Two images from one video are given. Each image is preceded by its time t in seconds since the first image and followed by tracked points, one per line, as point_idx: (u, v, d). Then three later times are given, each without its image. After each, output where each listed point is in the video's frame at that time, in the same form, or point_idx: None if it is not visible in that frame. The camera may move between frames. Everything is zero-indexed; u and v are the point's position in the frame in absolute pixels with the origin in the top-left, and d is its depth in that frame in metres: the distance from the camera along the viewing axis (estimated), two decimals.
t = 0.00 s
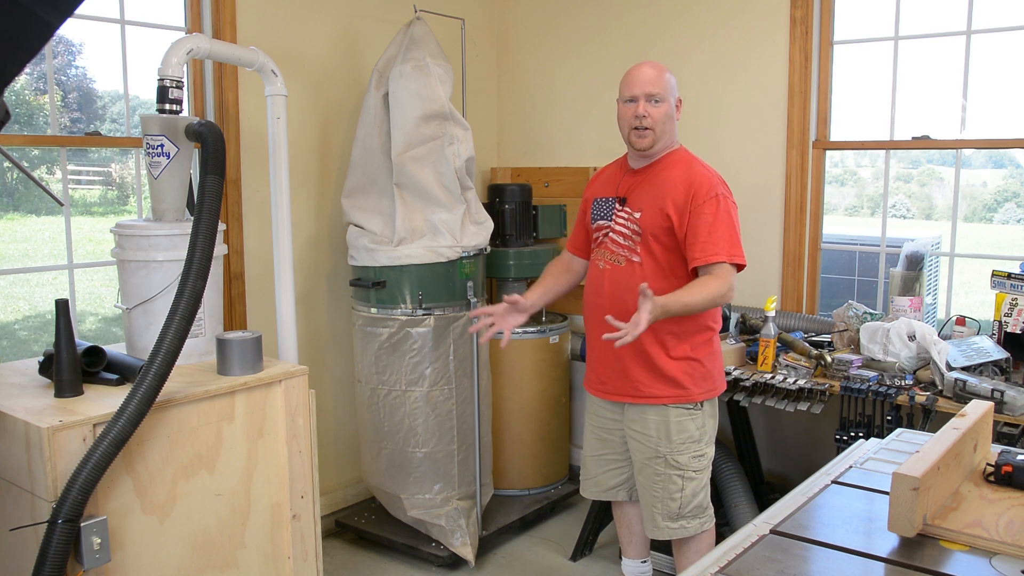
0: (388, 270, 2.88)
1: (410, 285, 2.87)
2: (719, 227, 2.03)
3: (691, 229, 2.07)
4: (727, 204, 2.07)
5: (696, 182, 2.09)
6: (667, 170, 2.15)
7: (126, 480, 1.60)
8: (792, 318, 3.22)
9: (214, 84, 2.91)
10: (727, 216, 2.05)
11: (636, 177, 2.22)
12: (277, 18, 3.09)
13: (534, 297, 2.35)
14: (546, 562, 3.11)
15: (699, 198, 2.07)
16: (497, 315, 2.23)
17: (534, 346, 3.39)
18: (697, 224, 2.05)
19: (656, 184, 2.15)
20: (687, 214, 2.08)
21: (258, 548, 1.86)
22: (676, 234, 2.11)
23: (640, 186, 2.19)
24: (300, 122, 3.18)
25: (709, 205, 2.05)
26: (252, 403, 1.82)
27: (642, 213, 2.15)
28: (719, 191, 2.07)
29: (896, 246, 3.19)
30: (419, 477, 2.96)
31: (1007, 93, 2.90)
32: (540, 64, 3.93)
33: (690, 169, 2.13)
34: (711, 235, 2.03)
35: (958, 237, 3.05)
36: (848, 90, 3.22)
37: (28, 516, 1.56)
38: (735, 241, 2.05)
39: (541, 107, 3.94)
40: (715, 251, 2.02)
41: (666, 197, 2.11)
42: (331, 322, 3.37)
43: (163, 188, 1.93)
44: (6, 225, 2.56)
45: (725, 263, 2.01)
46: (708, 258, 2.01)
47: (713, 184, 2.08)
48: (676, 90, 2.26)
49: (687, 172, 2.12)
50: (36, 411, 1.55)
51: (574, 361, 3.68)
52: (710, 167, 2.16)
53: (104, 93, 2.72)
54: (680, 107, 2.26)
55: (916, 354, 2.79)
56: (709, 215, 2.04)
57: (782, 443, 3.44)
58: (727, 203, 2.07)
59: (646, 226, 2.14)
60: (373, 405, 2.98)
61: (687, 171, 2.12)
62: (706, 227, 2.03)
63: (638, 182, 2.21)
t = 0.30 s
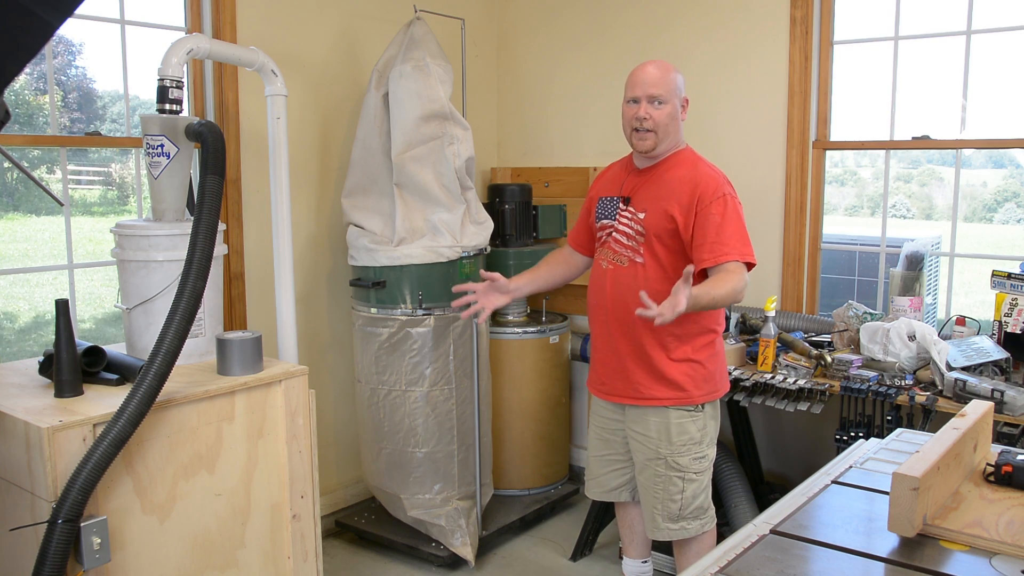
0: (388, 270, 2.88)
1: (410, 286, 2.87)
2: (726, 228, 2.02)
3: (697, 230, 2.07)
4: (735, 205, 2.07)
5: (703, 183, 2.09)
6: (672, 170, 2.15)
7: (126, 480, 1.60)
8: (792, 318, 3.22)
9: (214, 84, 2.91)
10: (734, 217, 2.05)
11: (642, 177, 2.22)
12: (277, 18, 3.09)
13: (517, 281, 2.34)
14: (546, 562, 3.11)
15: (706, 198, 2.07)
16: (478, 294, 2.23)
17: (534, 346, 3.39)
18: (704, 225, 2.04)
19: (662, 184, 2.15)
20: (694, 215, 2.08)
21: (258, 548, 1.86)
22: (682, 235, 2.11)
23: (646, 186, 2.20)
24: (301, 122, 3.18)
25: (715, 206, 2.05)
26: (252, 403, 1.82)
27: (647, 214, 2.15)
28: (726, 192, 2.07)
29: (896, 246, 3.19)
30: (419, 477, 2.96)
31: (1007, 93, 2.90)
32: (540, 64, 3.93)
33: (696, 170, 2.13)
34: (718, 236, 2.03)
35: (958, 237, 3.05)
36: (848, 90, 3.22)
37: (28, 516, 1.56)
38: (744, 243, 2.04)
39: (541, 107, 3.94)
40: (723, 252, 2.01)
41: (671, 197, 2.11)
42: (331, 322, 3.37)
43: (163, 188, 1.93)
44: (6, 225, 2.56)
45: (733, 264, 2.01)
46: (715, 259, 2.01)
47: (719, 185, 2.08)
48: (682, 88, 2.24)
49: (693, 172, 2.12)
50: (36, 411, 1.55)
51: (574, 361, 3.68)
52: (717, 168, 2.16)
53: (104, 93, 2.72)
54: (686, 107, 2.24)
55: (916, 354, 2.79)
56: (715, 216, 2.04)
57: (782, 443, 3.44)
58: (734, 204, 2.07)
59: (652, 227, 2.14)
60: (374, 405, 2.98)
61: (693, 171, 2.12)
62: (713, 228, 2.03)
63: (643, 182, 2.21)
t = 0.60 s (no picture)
0: (388, 270, 2.89)
1: (410, 285, 2.87)
2: (714, 235, 2.01)
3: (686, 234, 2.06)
4: (727, 210, 2.04)
5: (695, 186, 2.07)
6: (667, 172, 2.15)
7: (126, 480, 1.60)
8: (792, 318, 3.22)
9: (214, 84, 2.91)
10: (724, 222, 2.03)
11: (639, 179, 2.23)
12: (277, 19, 3.09)
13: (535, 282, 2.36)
14: (546, 562, 3.11)
15: (696, 203, 2.05)
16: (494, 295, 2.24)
17: (534, 346, 3.39)
18: (693, 229, 2.04)
19: (656, 187, 2.15)
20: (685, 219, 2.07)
21: (258, 548, 1.86)
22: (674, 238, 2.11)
23: (641, 188, 2.20)
24: (301, 122, 3.18)
25: (705, 210, 2.03)
26: (252, 403, 1.82)
27: (640, 217, 2.16)
28: (718, 195, 2.05)
29: (896, 246, 3.19)
30: (419, 477, 2.96)
31: (1007, 93, 2.90)
32: (540, 64, 3.93)
33: (690, 172, 2.11)
34: (706, 241, 2.01)
35: (958, 237, 3.05)
36: (848, 90, 3.22)
37: (28, 516, 1.56)
38: (733, 248, 2.02)
39: (541, 107, 3.94)
40: (710, 257, 2.00)
41: (664, 200, 2.11)
42: (331, 322, 3.37)
43: (163, 188, 1.93)
44: (6, 225, 2.56)
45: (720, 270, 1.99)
46: (701, 264, 2.00)
47: (712, 188, 2.06)
48: (676, 84, 2.20)
49: (687, 175, 2.10)
50: (36, 411, 1.55)
51: (574, 361, 3.68)
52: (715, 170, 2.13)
53: (104, 93, 2.72)
54: (680, 106, 2.22)
55: (916, 355, 2.79)
56: (704, 221, 2.03)
57: (782, 443, 3.44)
58: (726, 209, 2.04)
59: (644, 230, 2.15)
60: (373, 405, 2.98)
61: (687, 174, 2.11)
62: (701, 233, 2.02)
63: (640, 183, 2.21)
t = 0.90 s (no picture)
0: (388, 270, 2.89)
1: (410, 285, 2.87)
2: (671, 236, 2.01)
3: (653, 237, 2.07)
4: (692, 211, 2.02)
5: (665, 188, 2.07)
6: (645, 175, 2.16)
7: (126, 480, 1.60)
8: (792, 318, 3.22)
9: (214, 84, 2.91)
10: (685, 224, 2.01)
11: (628, 180, 2.25)
12: (277, 18, 3.09)
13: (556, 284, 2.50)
14: (546, 562, 3.11)
15: (662, 204, 2.06)
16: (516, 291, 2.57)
17: (534, 346, 3.39)
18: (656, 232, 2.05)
19: (636, 189, 2.17)
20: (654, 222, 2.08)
21: (258, 548, 1.86)
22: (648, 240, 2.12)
23: (627, 191, 2.22)
24: (301, 122, 3.18)
25: (667, 213, 2.03)
26: (252, 403, 1.82)
27: (621, 218, 2.19)
28: (684, 197, 2.03)
29: (896, 246, 3.19)
30: (419, 477, 2.96)
31: (1007, 93, 2.90)
32: (539, 64, 3.93)
33: (665, 174, 2.10)
34: (664, 243, 2.02)
35: (958, 237, 3.05)
36: (848, 90, 3.22)
37: (28, 516, 1.56)
38: (692, 250, 2.00)
39: (541, 107, 3.94)
40: (666, 259, 2.00)
41: (638, 203, 2.13)
42: (331, 322, 3.37)
43: (163, 188, 1.93)
44: (6, 225, 2.56)
45: (674, 274, 1.99)
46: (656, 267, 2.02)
47: (679, 191, 2.04)
48: (655, 87, 2.19)
49: (661, 177, 2.10)
50: (36, 411, 1.55)
51: (574, 361, 3.67)
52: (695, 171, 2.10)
53: (104, 93, 2.72)
54: (645, 106, 2.17)
55: (916, 355, 2.79)
56: (666, 223, 2.03)
57: (782, 443, 3.44)
58: (691, 210, 2.02)
59: (623, 231, 2.18)
60: (373, 405, 2.98)
61: (661, 176, 2.11)
62: (662, 236, 2.03)
63: (628, 185, 2.23)
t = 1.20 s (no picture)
0: (388, 270, 2.89)
1: (410, 285, 2.87)
2: (621, 242, 2.07)
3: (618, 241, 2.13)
4: (651, 216, 2.03)
5: (632, 193, 2.10)
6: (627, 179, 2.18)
7: (126, 480, 1.60)
8: (792, 318, 3.22)
9: (214, 84, 2.91)
10: (636, 231, 2.04)
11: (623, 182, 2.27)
12: (277, 18, 3.09)
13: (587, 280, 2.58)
14: (546, 562, 3.11)
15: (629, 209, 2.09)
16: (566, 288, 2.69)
17: (534, 346, 3.39)
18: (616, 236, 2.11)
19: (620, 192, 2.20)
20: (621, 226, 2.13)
21: (258, 548, 1.86)
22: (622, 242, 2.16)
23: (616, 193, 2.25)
24: (301, 121, 3.18)
25: (625, 218, 2.08)
26: (252, 403, 1.82)
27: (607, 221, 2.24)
28: (641, 203, 2.05)
29: (896, 246, 3.19)
30: (419, 477, 2.96)
31: (1007, 93, 2.91)
32: (539, 64, 3.93)
33: (639, 179, 2.12)
34: (618, 248, 2.08)
35: (958, 237, 3.05)
36: (848, 90, 3.22)
37: (28, 516, 1.56)
38: (638, 256, 2.03)
39: (541, 107, 3.94)
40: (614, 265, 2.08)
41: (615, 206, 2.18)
42: (330, 322, 3.37)
43: (163, 188, 1.93)
44: (6, 225, 2.56)
45: (619, 279, 2.06)
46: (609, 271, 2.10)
47: (640, 196, 2.06)
48: (645, 92, 2.19)
49: (634, 181, 2.12)
50: (36, 411, 1.55)
51: (574, 361, 3.65)
52: (669, 173, 2.09)
53: (104, 93, 2.72)
54: (626, 110, 2.20)
55: (916, 355, 2.79)
56: (622, 229, 2.08)
57: (782, 443, 3.44)
58: (642, 216, 2.04)
59: (606, 233, 2.23)
60: (373, 405, 2.98)
61: (636, 180, 2.13)
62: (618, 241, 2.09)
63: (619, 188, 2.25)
